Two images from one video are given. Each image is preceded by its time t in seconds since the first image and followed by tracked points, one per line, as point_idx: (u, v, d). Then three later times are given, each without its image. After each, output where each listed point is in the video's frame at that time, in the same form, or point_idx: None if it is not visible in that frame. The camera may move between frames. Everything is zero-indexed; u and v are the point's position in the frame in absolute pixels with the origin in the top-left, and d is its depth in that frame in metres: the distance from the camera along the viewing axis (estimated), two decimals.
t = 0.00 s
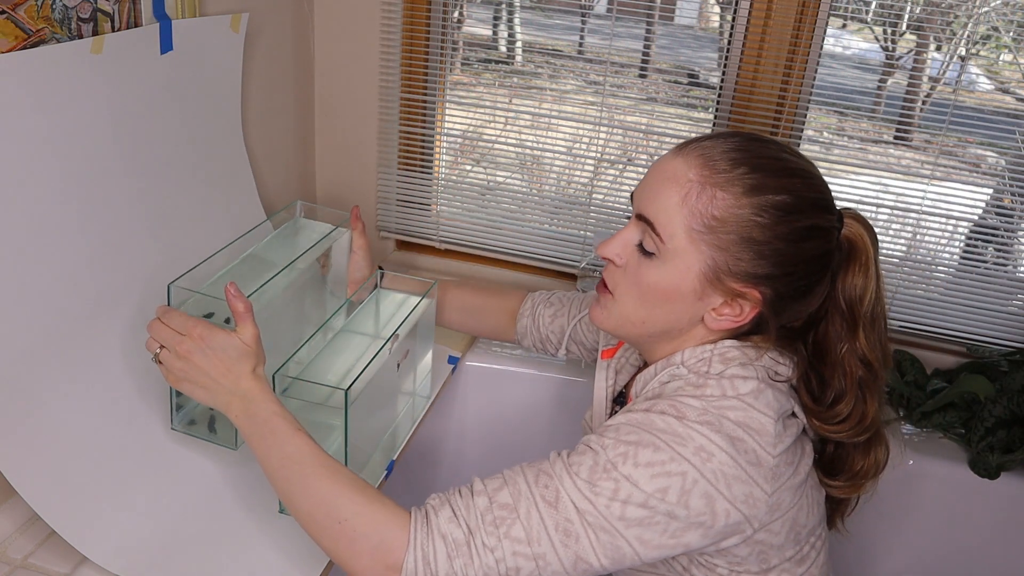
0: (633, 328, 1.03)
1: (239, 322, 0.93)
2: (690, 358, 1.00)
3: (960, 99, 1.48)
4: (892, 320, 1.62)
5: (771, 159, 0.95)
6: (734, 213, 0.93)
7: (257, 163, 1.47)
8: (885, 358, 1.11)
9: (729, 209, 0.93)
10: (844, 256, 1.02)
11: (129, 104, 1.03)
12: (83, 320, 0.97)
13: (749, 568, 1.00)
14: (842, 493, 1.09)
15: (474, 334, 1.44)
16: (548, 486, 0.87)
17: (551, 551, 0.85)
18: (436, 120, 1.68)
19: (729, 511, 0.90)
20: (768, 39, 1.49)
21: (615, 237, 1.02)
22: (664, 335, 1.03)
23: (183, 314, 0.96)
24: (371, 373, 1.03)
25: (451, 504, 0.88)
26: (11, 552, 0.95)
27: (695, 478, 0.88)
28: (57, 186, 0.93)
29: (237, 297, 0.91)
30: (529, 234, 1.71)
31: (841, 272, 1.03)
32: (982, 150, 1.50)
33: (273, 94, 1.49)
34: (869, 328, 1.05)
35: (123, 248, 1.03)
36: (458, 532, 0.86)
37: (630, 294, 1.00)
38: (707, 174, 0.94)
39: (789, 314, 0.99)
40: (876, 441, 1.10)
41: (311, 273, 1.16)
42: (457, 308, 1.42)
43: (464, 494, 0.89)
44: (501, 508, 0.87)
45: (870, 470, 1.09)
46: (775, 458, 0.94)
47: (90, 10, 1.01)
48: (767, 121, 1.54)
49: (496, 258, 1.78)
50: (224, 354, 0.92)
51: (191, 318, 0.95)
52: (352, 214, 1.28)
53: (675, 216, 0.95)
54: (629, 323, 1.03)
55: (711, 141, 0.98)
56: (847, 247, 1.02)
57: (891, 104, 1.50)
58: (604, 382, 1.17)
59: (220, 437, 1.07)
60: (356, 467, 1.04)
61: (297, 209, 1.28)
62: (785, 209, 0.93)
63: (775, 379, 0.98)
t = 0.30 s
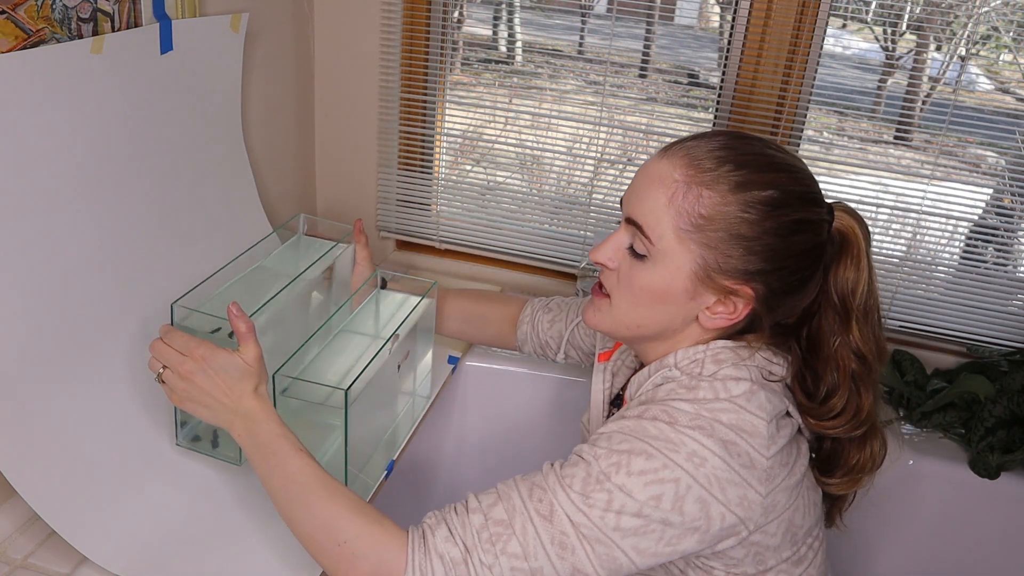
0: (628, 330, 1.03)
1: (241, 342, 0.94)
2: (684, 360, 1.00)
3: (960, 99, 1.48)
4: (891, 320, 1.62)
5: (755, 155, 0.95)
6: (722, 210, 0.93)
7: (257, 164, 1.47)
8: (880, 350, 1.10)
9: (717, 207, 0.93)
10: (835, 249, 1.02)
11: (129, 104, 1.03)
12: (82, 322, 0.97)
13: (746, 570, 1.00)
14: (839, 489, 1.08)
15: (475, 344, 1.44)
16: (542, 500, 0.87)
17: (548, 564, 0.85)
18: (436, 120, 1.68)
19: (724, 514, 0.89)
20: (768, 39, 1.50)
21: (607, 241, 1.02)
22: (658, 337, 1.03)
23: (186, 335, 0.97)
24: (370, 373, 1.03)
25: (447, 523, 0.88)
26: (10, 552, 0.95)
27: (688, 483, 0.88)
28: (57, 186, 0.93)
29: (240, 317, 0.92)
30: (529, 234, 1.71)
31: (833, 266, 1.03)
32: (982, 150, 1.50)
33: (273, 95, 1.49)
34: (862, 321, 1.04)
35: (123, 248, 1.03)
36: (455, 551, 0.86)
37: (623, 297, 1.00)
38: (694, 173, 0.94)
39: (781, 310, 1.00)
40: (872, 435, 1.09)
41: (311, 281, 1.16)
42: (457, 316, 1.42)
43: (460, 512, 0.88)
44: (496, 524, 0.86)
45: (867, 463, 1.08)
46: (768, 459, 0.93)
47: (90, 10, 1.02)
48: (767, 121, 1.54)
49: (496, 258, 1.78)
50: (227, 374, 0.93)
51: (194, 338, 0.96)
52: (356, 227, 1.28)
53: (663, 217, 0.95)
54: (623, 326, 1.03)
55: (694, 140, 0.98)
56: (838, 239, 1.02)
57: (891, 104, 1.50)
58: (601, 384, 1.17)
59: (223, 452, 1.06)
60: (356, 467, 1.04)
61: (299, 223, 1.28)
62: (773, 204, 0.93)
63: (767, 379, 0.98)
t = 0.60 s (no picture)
0: (624, 333, 1.02)
1: (247, 355, 0.94)
2: (679, 363, 1.00)
3: (960, 99, 1.48)
4: (891, 320, 1.62)
5: (746, 154, 0.95)
6: (714, 210, 0.93)
7: (257, 164, 1.47)
8: (874, 347, 1.11)
9: (709, 207, 0.93)
10: (829, 246, 1.02)
11: (129, 105, 1.03)
12: (82, 325, 0.97)
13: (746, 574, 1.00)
14: (838, 485, 1.08)
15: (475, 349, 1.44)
16: (540, 511, 0.87)
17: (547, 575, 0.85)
18: (436, 120, 1.68)
19: (722, 518, 0.89)
20: (768, 39, 1.50)
21: (602, 245, 1.02)
22: (655, 339, 1.03)
23: (188, 347, 0.97)
24: (370, 373, 1.03)
25: (447, 538, 0.88)
26: (11, 552, 0.95)
27: (685, 489, 0.88)
28: (58, 187, 0.93)
29: (247, 331, 0.93)
30: (529, 233, 1.71)
31: (827, 262, 1.03)
32: (982, 150, 1.50)
33: (272, 96, 1.49)
34: (857, 316, 1.05)
35: (123, 249, 1.03)
36: (455, 566, 0.86)
37: (620, 301, 1.00)
38: (685, 173, 0.95)
39: (776, 310, 1.00)
40: (870, 430, 1.09)
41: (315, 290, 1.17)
42: (457, 323, 1.42)
43: (459, 526, 0.89)
44: (494, 537, 0.86)
45: (864, 459, 1.08)
46: (766, 462, 0.93)
47: (90, 10, 1.02)
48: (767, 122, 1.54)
49: (496, 258, 1.78)
50: (233, 387, 0.94)
51: (199, 351, 0.96)
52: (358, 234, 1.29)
53: (657, 218, 0.95)
54: (619, 329, 1.02)
55: (686, 141, 0.99)
56: (832, 235, 1.02)
57: (891, 104, 1.50)
58: (599, 388, 1.17)
59: (228, 461, 1.05)
60: (357, 467, 1.04)
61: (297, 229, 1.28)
62: (766, 202, 0.93)
63: (762, 379, 0.98)
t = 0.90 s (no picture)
0: (616, 336, 1.02)
1: (247, 368, 0.95)
2: (670, 364, 1.00)
3: (960, 99, 1.48)
4: (891, 320, 1.61)
5: (732, 155, 0.95)
6: (700, 212, 0.93)
7: (257, 164, 1.47)
8: (866, 346, 1.11)
9: (696, 209, 0.93)
10: (819, 244, 1.02)
11: (129, 105, 1.03)
12: (81, 325, 0.97)
13: None
14: (832, 485, 1.09)
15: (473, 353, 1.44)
16: (531, 521, 0.87)
17: None
18: (436, 120, 1.68)
19: (714, 521, 0.89)
20: (768, 39, 1.49)
21: (591, 248, 1.02)
22: (646, 342, 1.03)
23: (188, 360, 0.97)
24: (371, 373, 1.03)
25: (440, 551, 0.88)
26: (11, 552, 0.96)
27: (675, 493, 0.87)
28: (58, 187, 0.93)
29: (247, 344, 0.94)
30: (529, 233, 1.71)
31: (817, 261, 1.03)
32: (982, 150, 1.50)
33: (272, 96, 1.49)
34: (847, 316, 1.05)
35: (122, 250, 1.02)
36: None
37: (610, 303, 1.00)
38: (672, 175, 0.94)
39: (766, 310, 1.00)
40: (862, 429, 1.09)
41: (316, 299, 1.17)
42: (457, 329, 1.42)
43: (451, 538, 0.88)
44: (487, 549, 0.86)
45: (857, 458, 1.08)
46: (756, 464, 0.93)
47: (91, 10, 1.02)
48: (767, 122, 1.54)
49: (496, 258, 1.78)
50: (234, 399, 0.95)
51: (197, 364, 0.97)
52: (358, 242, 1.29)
53: (644, 221, 0.95)
54: (610, 332, 1.02)
55: (672, 144, 0.99)
56: (822, 235, 1.02)
57: (891, 104, 1.50)
58: (594, 391, 1.17)
59: (231, 471, 1.05)
60: (357, 468, 1.04)
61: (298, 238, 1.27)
62: (754, 203, 0.93)
63: (753, 379, 0.98)
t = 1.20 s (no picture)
0: (609, 338, 1.02)
1: (247, 378, 0.95)
2: (662, 364, 1.00)
3: (960, 99, 1.48)
4: (891, 320, 1.61)
5: (717, 153, 0.96)
6: (686, 212, 0.93)
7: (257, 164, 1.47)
8: (856, 338, 1.12)
9: (682, 210, 0.93)
10: (808, 239, 1.03)
11: (128, 105, 1.03)
12: (81, 325, 0.97)
13: None
14: (828, 479, 1.07)
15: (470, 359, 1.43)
16: (526, 527, 0.87)
17: None
18: (436, 120, 1.68)
19: (707, 522, 0.89)
20: (768, 39, 1.49)
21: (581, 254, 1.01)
22: (639, 343, 1.03)
23: (188, 369, 0.97)
24: (371, 373, 1.03)
25: (436, 559, 0.88)
26: (10, 552, 0.96)
27: (668, 495, 0.87)
28: (57, 188, 0.93)
29: (248, 352, 0.94)
30: (529, 233, 1.71)
31: (806, 255, 1.03)
32: (982, 150, 1.50)
33: (272, 96, 1.49)
34: (837, 309, 1.05)
35: (122, 250, 1.02)
36: None
37: (601, 307, 1.00)
38: (657, 177, 0.94)
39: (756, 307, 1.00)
40: (855, 421, 1.09)
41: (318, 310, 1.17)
42: (458, 334, 1.41)
43: (448, 546, 0.88)
44: (483, 556, 0.86)
45: (849, 450, 1.08)
46: (749, 463, 0.93)
47: (90, 10, 1.02)
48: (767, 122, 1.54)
49: (496, 258, 1.79)
50: (234, 408, 0.95)
51: (198, 373, 0.97)
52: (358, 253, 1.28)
53: (631, 224, 0.95)
54: (603, 335, 1.02)
55: (657, 146, 0.98)
56: (810, 229, 1.02)
57: (891, 104, 1.50)
58: (589, 393, 1.18)
59: (231, 478, 1.05)
60: (357, 468, 1.04)
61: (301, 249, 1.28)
62: (741, 201, 0.93)
63: (746, 378, 0.99)
